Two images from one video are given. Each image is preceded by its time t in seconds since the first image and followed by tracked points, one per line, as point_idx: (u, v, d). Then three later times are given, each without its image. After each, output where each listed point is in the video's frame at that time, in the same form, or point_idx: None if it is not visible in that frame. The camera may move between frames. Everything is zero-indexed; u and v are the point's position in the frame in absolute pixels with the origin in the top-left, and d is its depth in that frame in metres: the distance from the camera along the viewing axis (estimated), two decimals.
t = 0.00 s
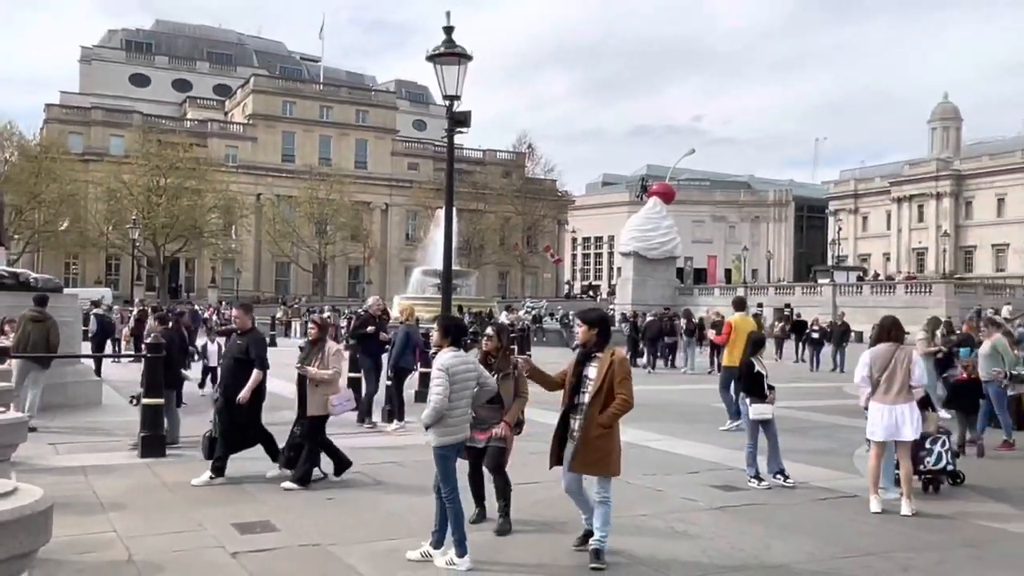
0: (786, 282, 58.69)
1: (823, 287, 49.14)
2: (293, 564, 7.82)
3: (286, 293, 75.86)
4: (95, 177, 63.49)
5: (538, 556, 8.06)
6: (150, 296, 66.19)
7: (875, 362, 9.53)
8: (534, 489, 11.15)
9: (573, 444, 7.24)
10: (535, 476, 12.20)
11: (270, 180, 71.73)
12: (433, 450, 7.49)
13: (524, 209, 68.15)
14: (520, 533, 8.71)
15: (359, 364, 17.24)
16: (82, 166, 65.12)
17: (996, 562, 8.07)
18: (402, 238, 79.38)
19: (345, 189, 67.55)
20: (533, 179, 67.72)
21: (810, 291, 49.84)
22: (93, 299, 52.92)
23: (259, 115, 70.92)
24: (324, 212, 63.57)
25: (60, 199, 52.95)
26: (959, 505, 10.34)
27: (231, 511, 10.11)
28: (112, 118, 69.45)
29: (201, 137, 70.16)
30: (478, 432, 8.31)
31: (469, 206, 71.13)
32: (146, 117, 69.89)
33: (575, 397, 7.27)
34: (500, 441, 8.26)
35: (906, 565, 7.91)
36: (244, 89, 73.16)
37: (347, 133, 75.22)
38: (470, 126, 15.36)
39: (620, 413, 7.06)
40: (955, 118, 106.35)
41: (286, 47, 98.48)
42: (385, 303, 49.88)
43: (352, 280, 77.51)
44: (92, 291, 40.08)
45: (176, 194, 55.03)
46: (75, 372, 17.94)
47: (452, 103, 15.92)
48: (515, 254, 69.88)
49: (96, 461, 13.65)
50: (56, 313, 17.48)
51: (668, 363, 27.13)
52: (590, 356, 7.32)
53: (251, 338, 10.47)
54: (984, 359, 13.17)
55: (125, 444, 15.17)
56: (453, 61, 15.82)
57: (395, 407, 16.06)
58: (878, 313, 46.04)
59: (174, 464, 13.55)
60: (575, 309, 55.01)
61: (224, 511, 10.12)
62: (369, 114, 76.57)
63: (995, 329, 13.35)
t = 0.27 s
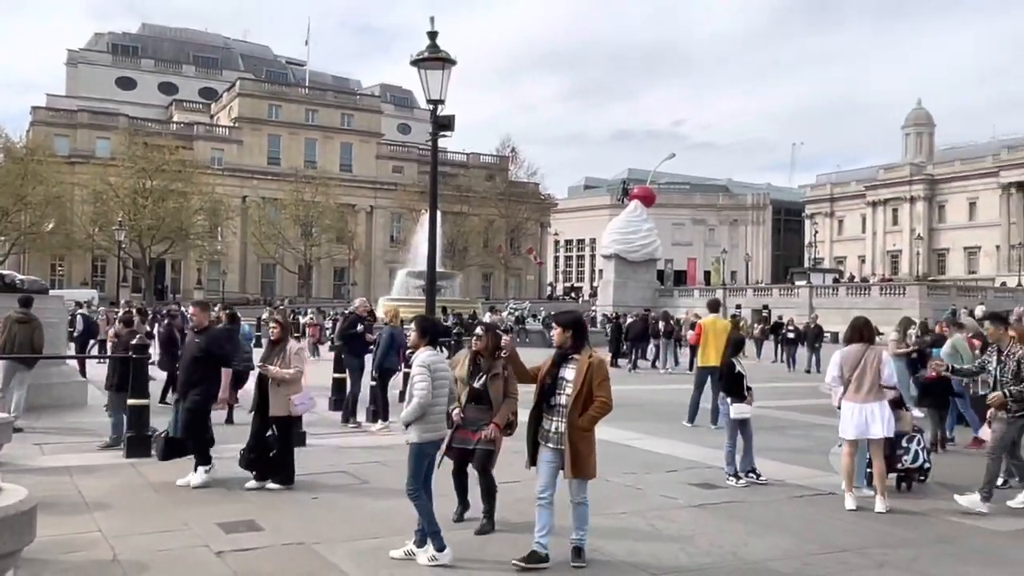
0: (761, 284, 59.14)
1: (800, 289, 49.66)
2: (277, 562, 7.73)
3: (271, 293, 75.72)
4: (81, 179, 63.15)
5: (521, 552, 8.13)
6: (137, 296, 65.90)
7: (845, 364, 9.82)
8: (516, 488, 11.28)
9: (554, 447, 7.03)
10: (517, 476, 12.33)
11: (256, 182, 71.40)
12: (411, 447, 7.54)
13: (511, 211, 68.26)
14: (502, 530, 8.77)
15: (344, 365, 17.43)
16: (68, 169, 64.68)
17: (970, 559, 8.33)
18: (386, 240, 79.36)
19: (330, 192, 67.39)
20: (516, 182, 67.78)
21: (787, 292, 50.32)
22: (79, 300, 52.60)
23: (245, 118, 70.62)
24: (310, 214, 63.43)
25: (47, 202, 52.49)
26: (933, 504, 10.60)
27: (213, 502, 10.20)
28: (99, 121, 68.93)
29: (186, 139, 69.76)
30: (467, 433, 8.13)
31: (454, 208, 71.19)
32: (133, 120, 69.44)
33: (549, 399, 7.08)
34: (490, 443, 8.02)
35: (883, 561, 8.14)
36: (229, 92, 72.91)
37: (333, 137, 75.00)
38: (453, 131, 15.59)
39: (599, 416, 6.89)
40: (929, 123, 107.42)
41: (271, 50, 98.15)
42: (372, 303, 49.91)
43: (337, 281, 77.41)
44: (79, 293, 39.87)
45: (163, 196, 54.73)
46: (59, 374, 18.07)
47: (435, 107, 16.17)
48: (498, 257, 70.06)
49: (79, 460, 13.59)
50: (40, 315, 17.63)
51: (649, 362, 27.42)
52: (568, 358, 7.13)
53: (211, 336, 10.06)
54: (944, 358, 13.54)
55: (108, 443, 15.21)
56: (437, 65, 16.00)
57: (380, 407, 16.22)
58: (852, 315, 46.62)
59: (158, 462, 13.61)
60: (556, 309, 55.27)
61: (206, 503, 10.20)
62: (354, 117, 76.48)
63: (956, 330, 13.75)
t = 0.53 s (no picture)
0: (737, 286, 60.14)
1: (774, 290, 50.50)
2: (271, 557, 7.36)
3: (262, 294, 76.01)
4: (74, 182, 63.20)
5: (506, 548, 7.78)
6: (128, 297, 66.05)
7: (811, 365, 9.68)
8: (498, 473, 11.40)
9: (520, 448, 6.72)
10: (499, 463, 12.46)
11: (247, 186, 71.45)
12: (398, 444, 7.30)
13: (496, 216, 68.82)
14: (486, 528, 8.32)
15: (332, 365, 17.79)
16: (61, 172, 64.70)
17: (935, 549, 7.66)
18: (374, 243, 79.75)
19: (319, 196, 67.64)
20: (501, 187, 68.31)
21: (761, 293, 51.10)
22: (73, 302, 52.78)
23: (235, 123, 70.66)
24: (300, 218, 63.75)
25: (41, 205, 52.64)
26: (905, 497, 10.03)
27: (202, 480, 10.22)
28: (92, 125, 68.72)
29: (177, 144, 69.73)
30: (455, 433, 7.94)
31: (439, 212, 71.66)
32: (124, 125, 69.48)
33: (519, 400, 6.79)
34: (475, 441, 7.79)
35: (849, 552, 7.53)
36: (219, 97, 73.09)
37: (322, 142, 75.27)
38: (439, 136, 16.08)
39: (568, 419, 6.65)
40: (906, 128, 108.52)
41: (261, 56, 98.30)
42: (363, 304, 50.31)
43: (326, 283, 77.81)
44: (75, 294, 40.11)
45: (155, 200, 54.93)
46: (53, 373, 18.49)
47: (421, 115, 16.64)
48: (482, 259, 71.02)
49: (62, 450, 13.56)
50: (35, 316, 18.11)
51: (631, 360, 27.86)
52: (539, 359, 6.84)
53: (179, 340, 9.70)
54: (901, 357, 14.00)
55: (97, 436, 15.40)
56: (423, 74, 15.92)
57: (368, 406, 16.52)
58: (824, 316, 47.50)
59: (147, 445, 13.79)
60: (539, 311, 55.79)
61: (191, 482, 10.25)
62: (343, 123, 76.68)
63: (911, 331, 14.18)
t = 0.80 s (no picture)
0: (716, 288, 60.82)
1: (750, 291, 51.01)
2: (265, 553, 7.16)
3: (251, 296, 76.08)
4: (65, 185, 63.05)
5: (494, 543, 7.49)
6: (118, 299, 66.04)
7: (790, 362, 9.71)
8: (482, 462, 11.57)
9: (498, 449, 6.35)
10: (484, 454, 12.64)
11: (236, 188, 71.40)
12: (384, 447, 7.01)
13: (483, 221, 69.10)
14: (475, 522, 8.09)
15: (321, 365, 18.11)
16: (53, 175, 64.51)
17: (909, 542, 7.39)
18: (361, 246, 79.93)
19: (308, 198, 67.71)
20: (487, 191, 68.55)
21: (739, 294, 51.59)
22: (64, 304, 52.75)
23: (226, 128, 70.57)
24: (289, 220, 63.84)
25: (33, 209, 52.57)
26: (880, 493, 9.81)
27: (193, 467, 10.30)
28: (84, 130, 68.47)
29: (168, 148, 69.56)
30: (436, 430, 7.85)
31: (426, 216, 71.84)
32: (116, 129, 69.39)
33: (494, 399, 6.43)
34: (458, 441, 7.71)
35: (824, 546, 7.29)
36: (210, 102, 73.00)
37: (311, 146, 75.15)
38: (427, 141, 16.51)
39: (544, 418, 6.31)
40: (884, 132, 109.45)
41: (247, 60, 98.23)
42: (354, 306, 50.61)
43: (315, 284, 77.92)
44: (68, 295, 40.24)
45: (146, 203, 54.98)
46: (43, 373, 18.74)
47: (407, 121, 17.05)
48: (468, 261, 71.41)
49: (52, 448, 13.63)
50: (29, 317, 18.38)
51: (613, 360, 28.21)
52: (514, 356, 6.48)
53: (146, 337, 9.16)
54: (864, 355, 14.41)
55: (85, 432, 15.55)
56: (410, 81, 15.91)
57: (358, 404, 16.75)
58: (799, 316, 48.08)
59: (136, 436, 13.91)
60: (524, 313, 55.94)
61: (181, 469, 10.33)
62: (332, 127, 76.70)
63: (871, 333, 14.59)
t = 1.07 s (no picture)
0: (699, 289, 60.89)
1: (733, 292, 51.06)
2: (246, 555, 7.13)
3: (234, 296, 75.81)
4: (44, 185, 62.66)
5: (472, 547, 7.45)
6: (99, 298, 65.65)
7: (772, 364, 9.75)
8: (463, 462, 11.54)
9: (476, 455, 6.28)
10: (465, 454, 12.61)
11: (218, 188, 71.09)
12: (362, 451, 6.93)
13: (466, 222, 69.02)
14: (455, 524, 8.05)
15: (304, 365, 18.02)
16: (33, 175, 64.17)
17: (889, 543, 7.39)
18: (345, 247, 79.71)
19: (291, 199, 67.46)
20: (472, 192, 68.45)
21: (722, 295, 51.73)
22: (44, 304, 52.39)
23: (208, 127, 70.29)
24: (272, 221, 63.57)
25: (12, 208, 52.18)
26: (860, 493, 9.83)
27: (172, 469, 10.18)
28: (63, 128, 68.10)
29: (149, 147, 69.23)
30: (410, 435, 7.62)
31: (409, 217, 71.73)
32: (96, 128, 69.00)
33: (473, 404, 6.36)
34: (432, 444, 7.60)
35: (804, 545, 7.32)
36: (192, 102, 72.73)
37: (293, 146, 74.89)
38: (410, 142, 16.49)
39: (524, 424, 6.24)
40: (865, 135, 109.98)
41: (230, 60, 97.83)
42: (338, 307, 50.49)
43: (298, 285, 77.67)
44: (48, 295, 39.99)
45: (127, 203, 54.70)
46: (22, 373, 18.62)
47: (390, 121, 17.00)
48: (451, 262, 71.32)
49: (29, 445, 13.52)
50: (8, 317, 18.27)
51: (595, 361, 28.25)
52: (495, 360, 6.42)
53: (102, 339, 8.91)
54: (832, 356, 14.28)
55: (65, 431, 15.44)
56: (393, 81, 15.85)
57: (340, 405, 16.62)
58: (781, 317, 48.19)
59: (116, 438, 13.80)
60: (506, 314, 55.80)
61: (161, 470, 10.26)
62: (315, 128, 76.48)
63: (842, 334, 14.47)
